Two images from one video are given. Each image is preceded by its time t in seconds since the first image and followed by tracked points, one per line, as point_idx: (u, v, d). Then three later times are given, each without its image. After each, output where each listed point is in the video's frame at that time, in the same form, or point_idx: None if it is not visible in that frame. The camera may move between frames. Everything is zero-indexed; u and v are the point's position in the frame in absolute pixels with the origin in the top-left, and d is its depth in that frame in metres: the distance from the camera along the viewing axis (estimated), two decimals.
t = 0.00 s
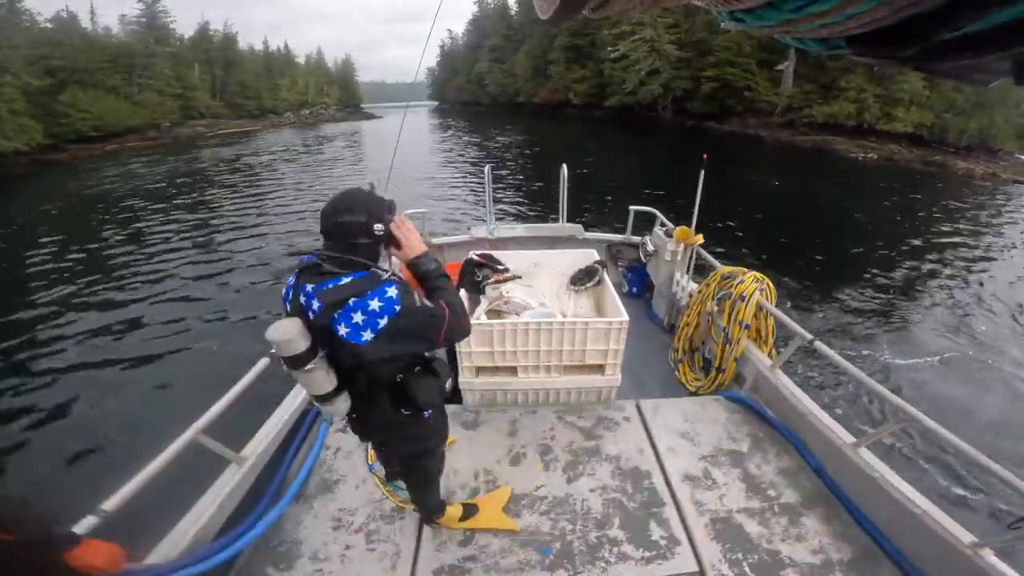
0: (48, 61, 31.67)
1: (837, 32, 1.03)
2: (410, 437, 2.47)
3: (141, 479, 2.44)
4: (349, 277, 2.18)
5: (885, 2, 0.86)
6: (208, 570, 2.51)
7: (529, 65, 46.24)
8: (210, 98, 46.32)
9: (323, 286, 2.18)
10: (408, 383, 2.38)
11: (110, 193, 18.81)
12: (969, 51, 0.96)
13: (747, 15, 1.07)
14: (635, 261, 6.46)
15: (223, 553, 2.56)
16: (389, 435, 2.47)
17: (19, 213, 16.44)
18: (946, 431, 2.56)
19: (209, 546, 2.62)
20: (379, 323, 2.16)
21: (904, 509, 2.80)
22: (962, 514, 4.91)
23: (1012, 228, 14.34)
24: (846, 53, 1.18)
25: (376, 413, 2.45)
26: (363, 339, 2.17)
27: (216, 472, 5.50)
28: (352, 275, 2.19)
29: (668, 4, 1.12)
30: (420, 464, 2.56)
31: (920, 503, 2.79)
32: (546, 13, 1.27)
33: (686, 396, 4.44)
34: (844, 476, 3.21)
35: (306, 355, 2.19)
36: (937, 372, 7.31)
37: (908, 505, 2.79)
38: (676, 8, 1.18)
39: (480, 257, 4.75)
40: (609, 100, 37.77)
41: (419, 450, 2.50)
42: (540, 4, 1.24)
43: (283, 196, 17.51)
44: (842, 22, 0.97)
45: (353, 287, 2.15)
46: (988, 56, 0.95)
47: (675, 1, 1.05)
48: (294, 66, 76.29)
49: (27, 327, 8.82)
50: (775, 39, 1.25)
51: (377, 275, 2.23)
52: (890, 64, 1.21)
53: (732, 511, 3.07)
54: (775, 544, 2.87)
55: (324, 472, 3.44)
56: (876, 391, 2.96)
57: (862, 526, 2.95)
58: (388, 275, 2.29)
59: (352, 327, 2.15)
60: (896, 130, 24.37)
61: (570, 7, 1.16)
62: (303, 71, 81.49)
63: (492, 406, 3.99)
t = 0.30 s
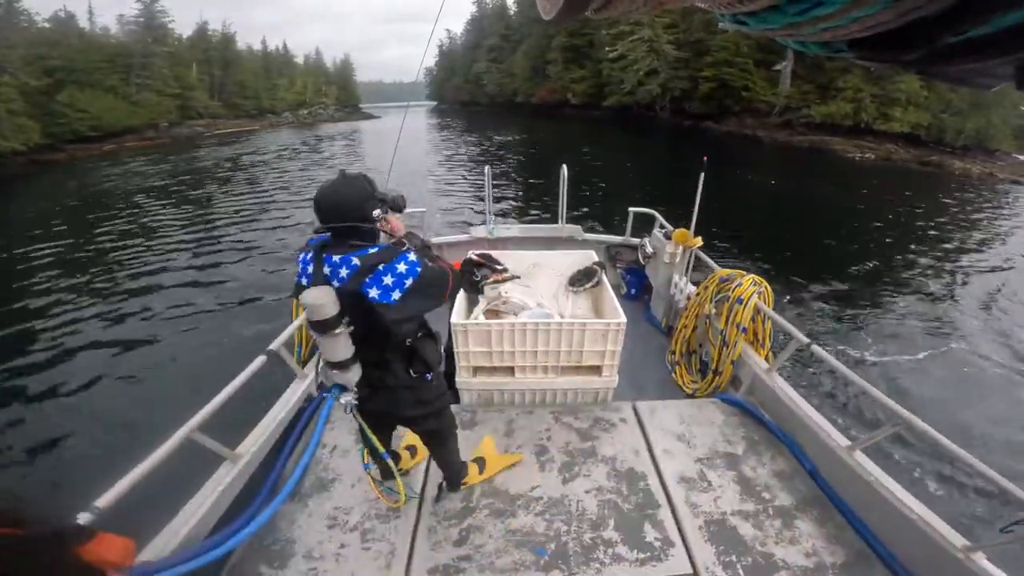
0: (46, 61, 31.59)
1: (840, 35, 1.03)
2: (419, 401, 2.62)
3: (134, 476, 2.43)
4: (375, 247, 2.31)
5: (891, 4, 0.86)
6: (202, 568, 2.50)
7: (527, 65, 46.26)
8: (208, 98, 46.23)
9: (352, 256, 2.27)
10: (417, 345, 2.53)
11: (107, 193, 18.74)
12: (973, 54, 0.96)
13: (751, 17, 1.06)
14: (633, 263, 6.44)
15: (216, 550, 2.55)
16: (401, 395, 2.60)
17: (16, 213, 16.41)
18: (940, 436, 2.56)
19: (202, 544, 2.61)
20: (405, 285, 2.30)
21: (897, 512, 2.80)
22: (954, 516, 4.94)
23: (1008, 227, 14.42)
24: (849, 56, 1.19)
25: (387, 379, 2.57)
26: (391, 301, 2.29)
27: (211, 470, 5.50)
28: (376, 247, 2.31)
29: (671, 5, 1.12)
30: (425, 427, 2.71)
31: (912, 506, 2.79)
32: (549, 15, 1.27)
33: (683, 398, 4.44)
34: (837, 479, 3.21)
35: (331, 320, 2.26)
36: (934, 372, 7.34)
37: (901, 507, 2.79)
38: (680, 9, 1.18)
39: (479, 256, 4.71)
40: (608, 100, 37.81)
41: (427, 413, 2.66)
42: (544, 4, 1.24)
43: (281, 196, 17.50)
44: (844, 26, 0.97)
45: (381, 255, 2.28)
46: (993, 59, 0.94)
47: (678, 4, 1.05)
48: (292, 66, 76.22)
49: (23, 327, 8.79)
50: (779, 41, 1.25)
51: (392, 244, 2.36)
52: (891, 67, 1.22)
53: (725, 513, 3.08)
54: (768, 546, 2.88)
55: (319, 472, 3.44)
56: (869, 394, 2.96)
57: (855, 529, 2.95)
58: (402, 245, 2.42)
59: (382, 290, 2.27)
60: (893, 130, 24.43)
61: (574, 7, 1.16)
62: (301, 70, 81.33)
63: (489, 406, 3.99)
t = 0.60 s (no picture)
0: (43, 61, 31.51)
1: (841, 36, 1.03)
2: (470, 405, 2.71)
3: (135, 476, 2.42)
4: (435, 260, 2.33)
5: (893, 4, 0.87)
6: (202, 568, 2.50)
7: (525, 65, 46.27)
8: (205, 98, 46.19)
9: (415, 271, 2.31)
10: (474, 353, 2.59)
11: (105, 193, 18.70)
12: (974, 54, 0.95)
13: (752, 17, 1.06)
14: (633, 263, 6.44)
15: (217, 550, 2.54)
16: (451, 399, 2.65)
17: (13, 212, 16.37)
18: (940, 436, 2.55)
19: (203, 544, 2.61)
20: (469, 298, 2.33)
21: (896, 512, 2.80)
22: (953, 516, 4.96)
23: (1004, 227, 14.50)
24: (849, 57, 1.19)
25: (443, 387, 2.62)
26: (456, 314, 2.33)
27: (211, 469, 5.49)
28: (437, 258, 2.34)
29: (673, 4, 1.12)
30: (465, 429, 2.78)
31: (911, 505, 2.79)
32: (550, 14, 1.27)
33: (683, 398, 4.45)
34: (837, 479, 3.21)
35: (399, 342, 2.24)
36: (931, 371, 7.37)
37: (900, 507, 2.79)
38: (682, 9, 1.18)
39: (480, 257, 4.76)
40: (606, 100, 37.86)
41: (473, 415, 2.75)
42: (545, 5, 1.24)
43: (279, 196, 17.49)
44: (845, 25, 0.97)
45: (445, 269, 2.31)
46: (995, 59, 0.94)
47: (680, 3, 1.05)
48: (290, 66, 76.17)
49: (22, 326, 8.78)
50: (779, 41, 1.25)
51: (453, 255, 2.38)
52: (890, 67, 1.22)
53: (725, 513, 3.08)
54: (768, 546, 2.88)
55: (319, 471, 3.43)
56: (868, 394, 2.96)
57: (855, 530, 2.95)
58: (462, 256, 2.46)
59: (447, 303, 2.32)
60: (891, 130, 24.48)
61: (575, 6, 1.15)
62: (299, 70, 81.24)
63: (489, 406, 3.99)
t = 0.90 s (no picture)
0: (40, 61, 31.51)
1: (841, 37, 1.03)
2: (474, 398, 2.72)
3: (136, 474, 2.42)
4: (432, 253, 2.36)
5: (894, 5, 0.87)
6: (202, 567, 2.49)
7: (524, 65, 46.29)
8: (203, 98, 46.14)
9: (413, 266, 2.34)
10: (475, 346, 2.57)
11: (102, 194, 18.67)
12: (975, 55, 0.95)
13: (753, 18, 1.06)
14: (634, 263, 6.43)
15: (216, 550, 2.54)
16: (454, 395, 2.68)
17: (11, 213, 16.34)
18: (940, 436, 2.57)
19: (202, 544, 2.61)
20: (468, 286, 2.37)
21: (897, 513, 2.81)
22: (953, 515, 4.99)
23: (1001, 226, 14.58)
24: (850, 57, 1.19)
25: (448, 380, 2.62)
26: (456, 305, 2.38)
27: (212, 467, 5.50)
28: (434, 253, 2.36)
29: (673, 5, 1.12)
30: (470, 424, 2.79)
31: (912, 507, 2.79)
32: (551, 15, 1.27)
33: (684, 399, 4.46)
34: (838, 480, 3.22)
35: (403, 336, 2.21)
36: (929, 370, 7.40)
37: (900, 508, 2.80)
38: (683, 9, 1.18)
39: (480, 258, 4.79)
40: (604, 100, 37.89)
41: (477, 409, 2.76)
42: (547, 6, 1.24)
43: (277, 196, 17.49)
44: (846, 26, 0.97)
45: (442, 262, 2.34)
46: (997, 59, 0.94)
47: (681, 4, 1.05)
48: (288, 66, 76.13)
49: (18, 326, 8.77)
50: (779, 42, 1.25)
51: (447, 247, 2.42)
52: (890, 67, 1.22)
53: (726, 514, 3.08)
54: (768, 547, 2.89)
55: (319, 470, 3.43)
56: (870, 394, 2.96)
57: (855, 530, 2.96)
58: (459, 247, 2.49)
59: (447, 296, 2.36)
60: (888, 130, 24.54)
61: (576, 7, 1.16)
62: (297, 71, 81.24)
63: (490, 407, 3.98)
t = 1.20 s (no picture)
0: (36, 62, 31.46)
1: (845, 40, 1.03)
2: (468, 395, 2.72)
3: (129, 471, 2.41)
4: (429, 250, 2.36)
5: (898, 10, 0.87)
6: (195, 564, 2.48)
7: (521, 65, 46.32)
8: (200, 99, 46.06)
9: (409, 261, 2.33)
10: (469, 341, 2.56)
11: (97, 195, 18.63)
12: (980, 59, 0.95)
13: (756, 21, 1.05)
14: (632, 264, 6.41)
15: (208, 547, 2.52)
16: (446, 392, 2.67)
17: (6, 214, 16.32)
18: (935, 441, 2.56)
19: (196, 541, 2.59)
20: (464, 280, 2.37)
21: (890, 517, 2.80)
22: (946, 516, 5.01)
23: (997, 224, 14.63)
24: (852, 61, 1.19)
25: (441, 376, 2.62)
26: (449, 300, 2.38)
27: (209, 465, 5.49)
28: (429, 249, 2.36)
29: (677, 7, 1.12)
30: (464, 420, 2.80)
31: (905, 510, 2.79)
32: (553, 16, 1.26)
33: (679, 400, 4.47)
34: (832, 483, 3.22)
35: (397, 331, 2.30)
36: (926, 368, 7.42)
37: (894, 512, 2.80)
38: (687, 10, 1.18)
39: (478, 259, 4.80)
40: (601, 100, 37.92)
41: (471, 405, 2.75)
42: (549, 6, 1.23)
43: (274, 197, 17.48)
44: (850, 29, 0.97)
45: (437, 258, 2.33)
46: (1003, 63, 0.93)
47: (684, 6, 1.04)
48: (286, 67, 76.03)
49: (15, 326, 8.76)
50: (782, 45, 1.24)
51: (445, 242, 2.42)
52: (890, 72, 1.22)
53: (720, 516, 3.08)
54: (762, 549, 2.89)
55: (314, 469, 3.42)
56: (865, 397, 2.97)
57: (848, 533, 2.96)
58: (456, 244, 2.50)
59: (441, 290, 2.36)
60: (885, 128, 24.60)
61: (578, 8, 1.15)
62: (295, 71, 81.17)
63: (486, 408, 3.98)
